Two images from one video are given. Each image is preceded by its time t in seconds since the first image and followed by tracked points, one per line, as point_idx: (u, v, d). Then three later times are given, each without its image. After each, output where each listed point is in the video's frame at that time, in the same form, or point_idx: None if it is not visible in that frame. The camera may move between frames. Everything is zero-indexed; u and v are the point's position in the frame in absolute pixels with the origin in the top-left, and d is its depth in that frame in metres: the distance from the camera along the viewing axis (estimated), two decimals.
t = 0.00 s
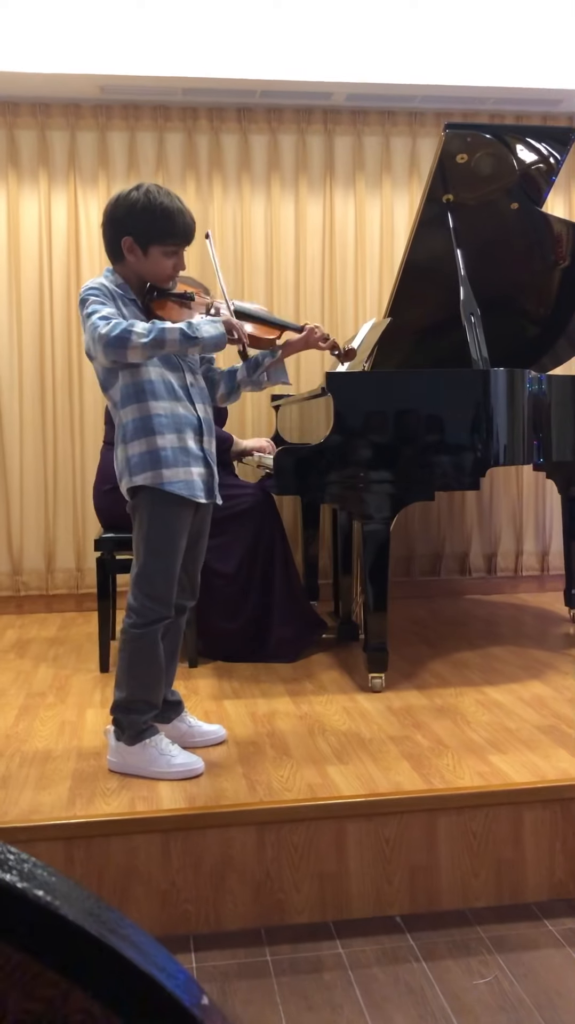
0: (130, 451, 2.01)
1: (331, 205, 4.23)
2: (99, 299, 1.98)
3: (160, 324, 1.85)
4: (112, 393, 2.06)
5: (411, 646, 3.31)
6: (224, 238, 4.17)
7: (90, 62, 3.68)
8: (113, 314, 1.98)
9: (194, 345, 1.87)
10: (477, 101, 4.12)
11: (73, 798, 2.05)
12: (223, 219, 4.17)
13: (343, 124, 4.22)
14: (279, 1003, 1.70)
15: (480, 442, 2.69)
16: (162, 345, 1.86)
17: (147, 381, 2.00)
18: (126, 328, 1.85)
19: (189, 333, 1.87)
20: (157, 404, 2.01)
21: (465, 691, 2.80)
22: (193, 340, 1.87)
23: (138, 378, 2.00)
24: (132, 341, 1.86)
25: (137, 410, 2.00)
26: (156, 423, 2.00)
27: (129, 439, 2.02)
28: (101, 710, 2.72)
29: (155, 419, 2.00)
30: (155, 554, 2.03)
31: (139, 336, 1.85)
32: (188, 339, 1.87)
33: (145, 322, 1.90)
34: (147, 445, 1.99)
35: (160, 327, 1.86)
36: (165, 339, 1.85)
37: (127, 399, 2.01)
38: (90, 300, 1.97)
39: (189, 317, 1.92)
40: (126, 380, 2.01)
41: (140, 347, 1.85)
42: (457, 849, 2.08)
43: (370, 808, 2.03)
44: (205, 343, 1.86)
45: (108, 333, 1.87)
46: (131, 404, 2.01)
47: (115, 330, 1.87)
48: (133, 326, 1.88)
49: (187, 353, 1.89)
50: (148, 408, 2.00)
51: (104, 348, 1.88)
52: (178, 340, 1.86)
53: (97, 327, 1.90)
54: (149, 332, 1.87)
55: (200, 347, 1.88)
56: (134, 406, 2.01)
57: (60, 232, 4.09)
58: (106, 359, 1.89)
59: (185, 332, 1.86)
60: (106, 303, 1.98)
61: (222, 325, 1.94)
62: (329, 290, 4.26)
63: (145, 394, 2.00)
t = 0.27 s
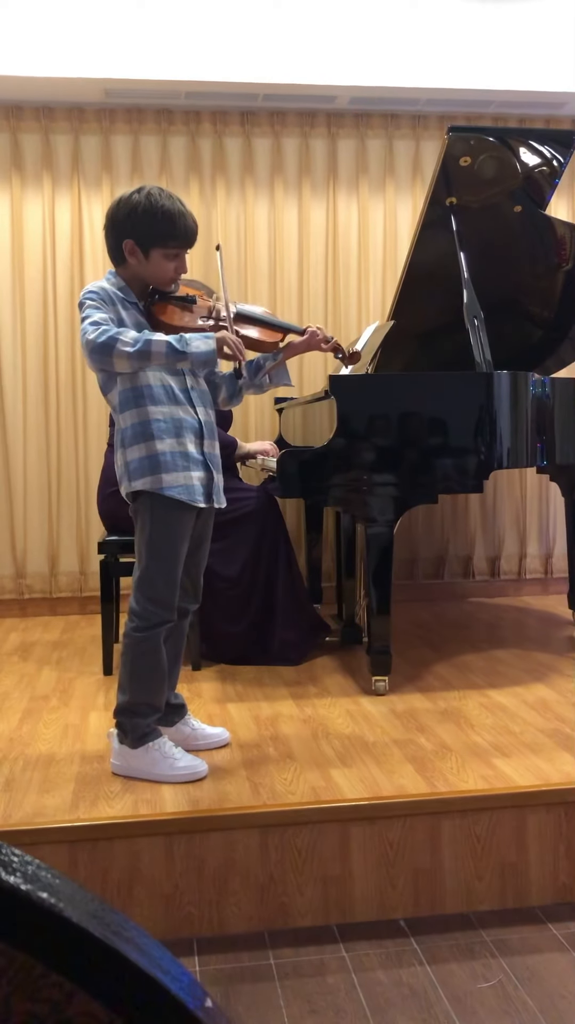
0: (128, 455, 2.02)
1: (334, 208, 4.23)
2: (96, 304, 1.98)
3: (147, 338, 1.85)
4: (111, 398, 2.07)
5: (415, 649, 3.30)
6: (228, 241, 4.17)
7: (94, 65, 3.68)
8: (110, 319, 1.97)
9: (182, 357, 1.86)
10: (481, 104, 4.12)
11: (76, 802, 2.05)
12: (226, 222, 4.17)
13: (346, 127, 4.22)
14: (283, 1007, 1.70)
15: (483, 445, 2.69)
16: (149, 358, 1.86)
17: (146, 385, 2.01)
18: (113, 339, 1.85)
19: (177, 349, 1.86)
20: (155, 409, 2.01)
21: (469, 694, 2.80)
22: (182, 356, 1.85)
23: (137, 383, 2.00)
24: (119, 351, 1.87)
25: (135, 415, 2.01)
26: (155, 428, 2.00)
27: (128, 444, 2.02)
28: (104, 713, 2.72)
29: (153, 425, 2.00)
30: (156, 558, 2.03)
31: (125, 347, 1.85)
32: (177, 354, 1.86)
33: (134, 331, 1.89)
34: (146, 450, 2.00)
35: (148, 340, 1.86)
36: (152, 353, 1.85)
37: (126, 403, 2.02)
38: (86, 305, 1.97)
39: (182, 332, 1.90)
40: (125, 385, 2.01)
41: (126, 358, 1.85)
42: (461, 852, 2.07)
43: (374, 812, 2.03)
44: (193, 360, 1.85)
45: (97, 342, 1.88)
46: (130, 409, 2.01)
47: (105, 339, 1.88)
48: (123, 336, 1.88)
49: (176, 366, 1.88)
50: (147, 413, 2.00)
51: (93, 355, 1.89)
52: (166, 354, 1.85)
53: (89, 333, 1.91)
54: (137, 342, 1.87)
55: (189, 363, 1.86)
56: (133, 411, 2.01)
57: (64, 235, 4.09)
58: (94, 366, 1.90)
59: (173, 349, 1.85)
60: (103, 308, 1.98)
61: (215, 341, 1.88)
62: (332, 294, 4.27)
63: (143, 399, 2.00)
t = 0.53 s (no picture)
0: (124, 457, 2.02)
1: (336, 210, 4.24)
2: (97, 305, 1.97)
3: (140, 352, 1.84)
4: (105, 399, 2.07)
5: (416, 651, 3.30)
6: (229, 243, 4.18)
7: (95, 68, 3.69)
8: (109, 321, 1.97)
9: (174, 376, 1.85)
10: (482, 106, 4.12)
11: (77, 803, 2.05)
12: (228, 224, 4.17)
13: (347, 129, 4.22)
14: (284, 1009, 1.70)
15: (485, 447, 2.69)
16: (140, 371, 1.86)
17: (143, 388, 2.01)
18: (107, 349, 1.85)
19: (169, 366, 1.85)
20: (152, 411, 2.01)
21: (470, 696, 2.79)
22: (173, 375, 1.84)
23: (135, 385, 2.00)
24: (112, 358, 1.87)
25: (132, 417, 2.01)
26: (151, 430, 2.00)
27: (123, 445, 2.02)
28: (105, 714, 2.72)
29: (150, 427, 2.00)
30: (154, 558, 2.03)
31: (118, 356, 1.85)
32: (168, 372, 1.85)
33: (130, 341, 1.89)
34: (141, 452, 2.00)
35: (141, 352, 1.86)
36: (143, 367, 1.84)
37: (123, 405, 2.01)
38: (87, 304, 1.97)
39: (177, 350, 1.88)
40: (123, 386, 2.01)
41: (117, 367, 1.86)
42: (463, 854, 2.07)
43: (375, 813, 2.02)
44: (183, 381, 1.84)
45: (93, 348, 1.88)
46: (126, 411, 2.01)
47: (101, 347, 1.87)
48: (119, 344, 1.88)
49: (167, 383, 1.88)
50: (144, 415, 2.00)
51: (87, 359, 1.90)
52: (156, 370, 1.85)
53: (87, 337, 1.91)
54: (130, 354, 1.87)
55: (179, 383, 1.86)
56: (129, 413, 2.01)
57: (65, 237, 4.09)
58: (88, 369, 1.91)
59: (164, 366, 1.84)
60: (103, 310, 1.98)
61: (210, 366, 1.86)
62: (333, 295, 4.27)
63: (140, 401, 2.00)
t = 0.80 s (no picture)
0: (115, 456, 2.02)
1: (336, 211, 4.24)
2: (102, 304, 1.97)
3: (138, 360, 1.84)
4: (100, 396, 2.07)
5: (416, 651, 3.31)
6: (229, 244, 4.18)
7: (95, 69, 3.69)
8: (113, 321, 1.97)
9: (170, 388, 1.84)
10: (483, 107, 4.12)
11: (77, 803, 2.05)
12: (228, 224, 4.18)
13: (348, 130, 4.23)
14: (284, 1009, 1.70)
15: (485, 448, 2.69)
16: (137, 379, 1.86)
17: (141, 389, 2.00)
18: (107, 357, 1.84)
19: (166, 378, 1.84)
20: (148, 413, 2.01)
21: (470, 696, 2.80)
22: (169, 387, 1.83)
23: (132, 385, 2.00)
24: (111, 363, 1.88)
25: (127, 417, 2.01)
26: (145, 432, 2.00)
27: (115, 444, 2.02)
28: (105, 715, 2.72)
29: (144, 429, 2.00)
30: (150, 558, 2.03)
31: (118, 363, 1.86)
32: (164, 384, 1.84)
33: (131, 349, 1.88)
34: (133, 452, 2.00)
35: (140, 360, 1.85)
36: (140, 376, 1.84)
37: (118, 404, 2.01)
38: (92, 302, 1.96)
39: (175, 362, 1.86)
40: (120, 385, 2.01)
41: (115, 373, 1.86)
42: (463, 855, 2.07)
43: (375, 814, 2.03)
44: (178, 395, 1.82)
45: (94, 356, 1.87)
46: (121, 410, 2.01)
47: (102, 353, 1.87)
48: (120, 349, 1.87)
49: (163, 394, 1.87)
50: (138, 416, 2.00)
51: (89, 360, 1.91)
52: (153, 381, 1.84)
53: (88, 340, 1.90)
54: (129, 364, 1.86)
55: (175, 396, 1.84)
56: (124, 412, 2.01)
57: (65, 238, 4.10)
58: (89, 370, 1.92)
59: (161, 376, 1.83)
60: (106, 310, 1.97)
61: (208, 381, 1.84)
62: (333, 296, 4.27)
63: (136, 402, 2.00)
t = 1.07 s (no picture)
0: (117, 454, 2.02)
1: (336, 211, 4.24)
2: (106, 304, 1.97)
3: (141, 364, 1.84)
4: (100, 394, 2.06)
5: (416, 652, 3.31)
6: (229, 245, 4.18)
7: (96, 69, 3.70)
8: (117, 321, 1.96)
9: (171, 394, 1.84)
10: (483, 107, 4.12)
11: (77, 803, 2.05)
12: (228, 224, 4.18)
13: (348, 131, 4.23)
14: (284, 1010, 1.70)
15: (484, 448, 2.69)
16: (139, 384, 1.86)
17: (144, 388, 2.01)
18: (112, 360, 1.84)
19: (167, 383, 1.83)
20: (149, 411, 2.01)
21: (470, 697, 2.80)
22: (170, 392, 1.83)
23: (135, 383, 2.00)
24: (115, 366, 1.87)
25: (129, 415, 2.01)
26: (146, 430, 2.00)
27: (117, 442, 2.02)
28: (105, 715, 2.72)
29: (146, 427, 2.00)
30: (150, 558, 2.04)
31: (121, 366, 1.85)
32: (165, 389, 1.84)
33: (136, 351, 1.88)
34: (135, 450, 2.00)
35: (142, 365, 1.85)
36: (143, 380, 1.84)
37: (120, 403, 2.01)
38: (95, 302, 1.96)
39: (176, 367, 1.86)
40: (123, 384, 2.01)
41: (119, 376, 1.86)
42: (462, 855, 2.07)
43: (375, 814, 2.03)
44: (179, 401, 1.82)
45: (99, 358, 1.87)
46: (124, 408, 2.01)
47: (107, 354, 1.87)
48: (124, 352, 1.87)
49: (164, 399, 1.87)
50: (141, 414, 2.00)
51: (93, 361, 1.90)
52: (155, 385, 1.84)
53: (93, 339, 1.89)
54: (133, 368, 1.86)
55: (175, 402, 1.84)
56: (127, 410, 2.01)
57: (65, 238, 4.10)
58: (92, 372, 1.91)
59: (163, 382, 1.83)
60: (110, 310, 1.97)
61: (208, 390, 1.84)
62: (333, 296, 4.28)
63: (139, 401, 2.00)
